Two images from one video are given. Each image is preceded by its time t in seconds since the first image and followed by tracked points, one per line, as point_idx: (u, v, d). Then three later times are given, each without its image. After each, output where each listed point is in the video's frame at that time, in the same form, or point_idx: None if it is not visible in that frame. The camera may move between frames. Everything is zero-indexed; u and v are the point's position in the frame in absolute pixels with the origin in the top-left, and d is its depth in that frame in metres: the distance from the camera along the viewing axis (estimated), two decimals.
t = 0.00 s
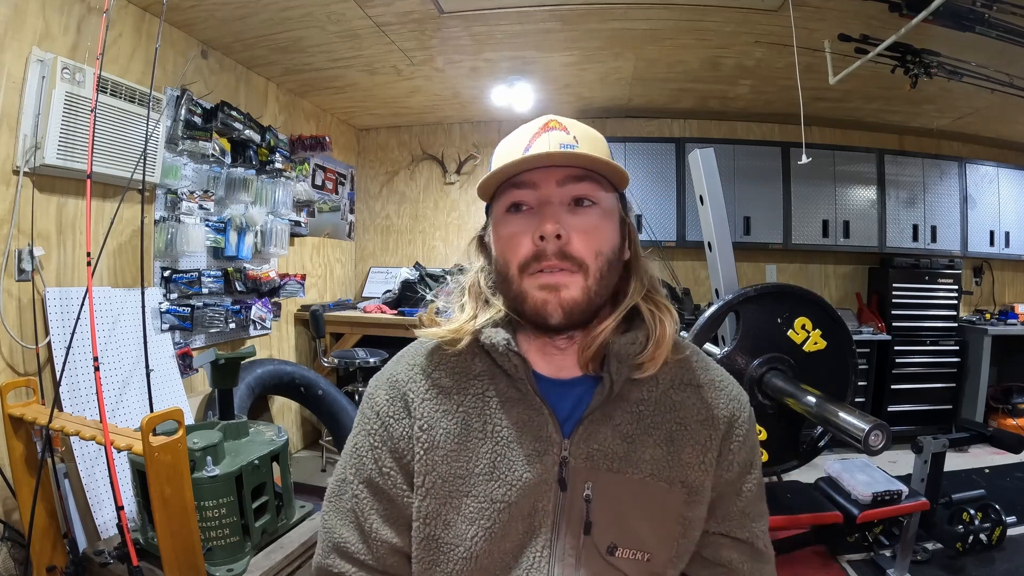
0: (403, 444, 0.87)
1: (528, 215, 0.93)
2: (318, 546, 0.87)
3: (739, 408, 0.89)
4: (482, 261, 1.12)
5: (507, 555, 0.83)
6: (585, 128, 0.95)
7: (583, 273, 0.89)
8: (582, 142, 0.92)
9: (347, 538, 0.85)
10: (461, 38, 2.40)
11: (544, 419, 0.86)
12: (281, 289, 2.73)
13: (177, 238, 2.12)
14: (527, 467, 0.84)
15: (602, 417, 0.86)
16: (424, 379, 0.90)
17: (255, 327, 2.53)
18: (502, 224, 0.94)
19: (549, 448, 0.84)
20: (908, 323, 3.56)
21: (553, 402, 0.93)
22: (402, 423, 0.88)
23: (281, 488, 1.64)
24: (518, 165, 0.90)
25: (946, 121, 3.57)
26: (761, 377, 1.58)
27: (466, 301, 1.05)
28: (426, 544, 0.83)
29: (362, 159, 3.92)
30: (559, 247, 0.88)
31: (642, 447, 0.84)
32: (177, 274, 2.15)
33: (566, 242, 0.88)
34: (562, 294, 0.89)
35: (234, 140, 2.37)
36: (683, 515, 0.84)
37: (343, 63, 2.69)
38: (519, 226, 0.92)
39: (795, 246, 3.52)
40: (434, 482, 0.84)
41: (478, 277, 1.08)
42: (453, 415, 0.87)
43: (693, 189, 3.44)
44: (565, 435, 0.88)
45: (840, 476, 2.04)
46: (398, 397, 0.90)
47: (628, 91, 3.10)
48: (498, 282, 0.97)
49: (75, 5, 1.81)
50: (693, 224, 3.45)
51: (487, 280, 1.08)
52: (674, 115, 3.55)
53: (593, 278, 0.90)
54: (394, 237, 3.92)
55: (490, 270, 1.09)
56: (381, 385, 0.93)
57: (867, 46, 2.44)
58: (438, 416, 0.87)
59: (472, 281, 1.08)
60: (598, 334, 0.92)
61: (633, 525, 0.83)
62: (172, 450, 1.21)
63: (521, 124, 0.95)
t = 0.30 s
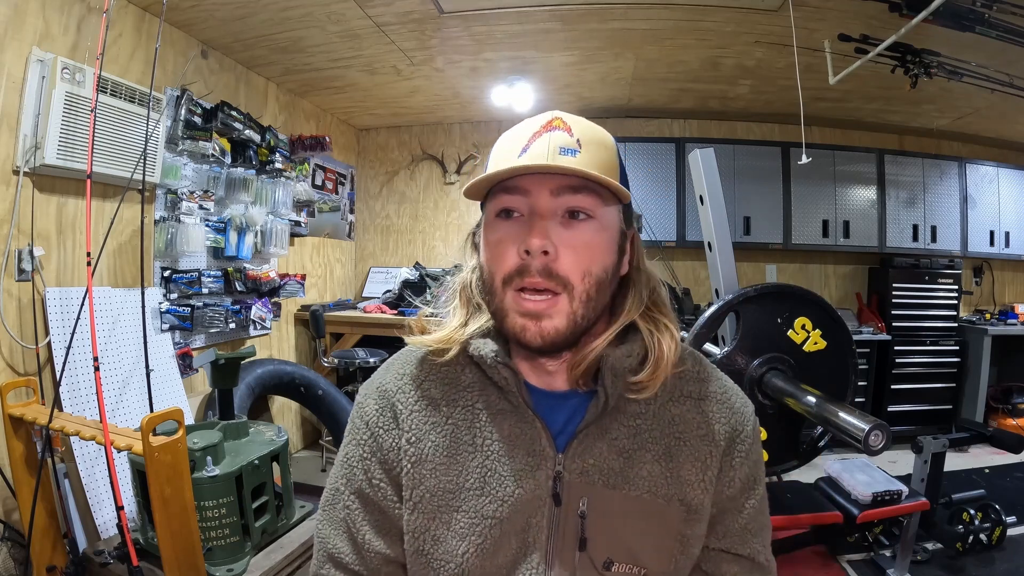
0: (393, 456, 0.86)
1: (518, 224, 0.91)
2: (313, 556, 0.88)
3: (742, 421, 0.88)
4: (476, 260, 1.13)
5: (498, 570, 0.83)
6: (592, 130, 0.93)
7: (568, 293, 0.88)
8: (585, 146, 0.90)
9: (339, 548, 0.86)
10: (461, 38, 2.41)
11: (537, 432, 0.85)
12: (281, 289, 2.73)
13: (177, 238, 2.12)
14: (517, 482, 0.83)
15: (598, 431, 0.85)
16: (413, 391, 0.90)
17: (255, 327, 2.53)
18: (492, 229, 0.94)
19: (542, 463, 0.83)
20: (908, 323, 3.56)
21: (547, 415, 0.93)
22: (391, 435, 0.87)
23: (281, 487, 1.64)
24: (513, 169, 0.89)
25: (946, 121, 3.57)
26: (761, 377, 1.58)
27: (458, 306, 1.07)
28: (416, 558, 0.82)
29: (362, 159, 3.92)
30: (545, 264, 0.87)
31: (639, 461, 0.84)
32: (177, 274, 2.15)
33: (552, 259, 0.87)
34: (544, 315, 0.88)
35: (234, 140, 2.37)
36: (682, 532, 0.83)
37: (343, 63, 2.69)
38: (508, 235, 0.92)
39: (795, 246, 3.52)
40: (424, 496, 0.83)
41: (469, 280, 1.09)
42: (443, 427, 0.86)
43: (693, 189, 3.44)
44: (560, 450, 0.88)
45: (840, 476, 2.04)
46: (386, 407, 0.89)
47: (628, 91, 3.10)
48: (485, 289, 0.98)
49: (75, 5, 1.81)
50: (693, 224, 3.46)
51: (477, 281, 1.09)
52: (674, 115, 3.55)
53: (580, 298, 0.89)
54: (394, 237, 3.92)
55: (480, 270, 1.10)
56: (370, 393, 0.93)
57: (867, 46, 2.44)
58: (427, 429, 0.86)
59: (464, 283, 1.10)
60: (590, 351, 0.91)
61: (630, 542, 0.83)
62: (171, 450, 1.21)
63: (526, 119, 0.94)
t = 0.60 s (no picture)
0: (388, 467, 0.86)
1: (519, 229, 0.91)
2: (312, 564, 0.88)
3: (749, 428, 0.88)
4: (471, 263, 1.13)
5: None
6: (594, 129, 0.93)
7: (572, 300, 0.88)
8: (588, 146, 0.90)
9: (338, 557, 0.86)
10: (461, 38, 2.40)
11: (536, 442, 0.84)
12: (281, 289, 2.73)
13: (177, 239, 2.12)
14: (517, 492, 0.82)
15: (600, 441, 0.85)
16: (408, 400, 0.89)
17: (255, 327, 2.53)
18: (491, 234, 0.93)
19: (542, 473, 0.83)
20: (908, 323, 3.56)
21: (547, 423, 0.93)
22: (387, 445, 0.87)
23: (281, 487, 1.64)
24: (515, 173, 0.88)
25: (946, 121, 3.57)
26: (761, 377, 1.58)
27: (454, 312, 1.07)
28: (415, 570, 0.82)
29: (362, 159, 3.92)
30: (548, 271, 0.87)
31: (642, 470, 0.84)
32: (177, 274, 2.15)
33: (556, 266, 0.87)
34: (548, 322, 0.88)
35: (234, 140, 2.37)
36: (685, 541, 0.83)
37: (343, 63, 2.69)
38: (508, 241, 0.91)
39: (795, 246, 3.52)
40: (421, 508, 0.83)
41: (465, 283, 1.10)
42: (439, 437, 0.86)
43: (693, 189, 3.44)
44: (561, 458, 0.88)
45: (840, 476, 2.04)
46: (382, 416, 0.89)
47: (628, 91, 3.10)
48: (483, 294, 0.98)
49: (75, 5, 1.81)
50: (693, 224, 3.46)
51: (473, 285, 1.09)
52: (674, 115, 3.55)
53: (585, 305, 0.89)
54: (394, 237, 3.92)
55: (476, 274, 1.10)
56: (365, 401, 0.93)
57: (867, 46, 2.44)
58: (423, 439, 0.86)
59: (460, 287, 1.10)
60: (592, 356, 0.91)
61: (633, 553, 0.82)
62: (171, 450, 1.21)
63: (527, 117, 0.94)
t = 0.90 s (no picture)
0: (392, 468, 0.86)
1: (514, 237, 0.91)
2: (314, 563, 0.89)
3: (748, 429, 0.88)
4: (470, 274, 1.13)
5: None
6: (577, 129, 0.92)
7: (577, 300, 0.88)
8: (571, 146, 0.89)
9: (341, 557, 0.86)
10: (461, 38, 2.41)
11: (541, 444, 0.85)
12: (281, 289, 2.73)
13: (177, 239, 2.12)
14: (522, 494, 0.82)
15: (606, 444, 0.85)
16: (413, 402, 0.89)
17: (255, 327, 2.53)
18: (485, 245, 0.93)
19: (547, 474, 0.83)
20: (908, 323, 3.56)
21: (552, 424, 0.92)
22: (391, 446, 0.87)
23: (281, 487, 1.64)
24: (502, 185, 0.88)
25: (946, 121, 3.57)
26: (761, 377, 1.58)
27: (457, 320, 1.07)
28: (418, 571, 0.82)
29: (362, 159, 3.92)
30: (548, 277, 0.87)
31: (647, 473, 0.84)
32: (177, 274, 2.15)
33: (556, 270, 0.87)
34: (553, 326, 0.88)
35: (234, 140, 2.37)
36: (687, 543, 0.83)
37: (343, 63, 2.69)
38: (504, 249, 0.92)
39: (795, 246, 3.52)
40: (425, 509, 0.82)
41: (466, 293, 1.09)
42: (443, 439, 0.86)
43: (693, 189, 3.44)
44: (565, 460, 0.87)
45: (840, 476, 2.04)
46: (386, 417, 0.89)
47: (628, 91, 3.10)
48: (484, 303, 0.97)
49: (75, 5, 1.81)
50: (693, 224, 3.46)
51: (475, 296, 1.09)
52: (674, 115, 3.55)
53: (589, 304, 0.89)
54: (394, 237, 3.92)
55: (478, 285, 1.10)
56: (369, 402, 0.93)
57: (867, 46, 2.44)
58: (427, 441, 0.86)
59: (461, 295, 1.10)
60: (602, 355, 0.92)
61: (634, 552, 0.82)
62: (172, 451, 1.21)
63: (508, 124, 0.94)
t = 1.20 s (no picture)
0: (393, 460, 0.86)
1: (535, 227, 0.91)
2: (313, 560, 0.88)
3: (743, 415, 0.88)
4: (474, 262, 1.13)
5: None
6: (603, 130, 0.92)
7: (593, 294, 0.90)
8: (598, 147, 0.90)
9: (340, 553, 0.85)
10: (461, 38, 2.40)
11: (542, 436, 0.85)
12: (281, 289, 2.73)
13: (177, 238, 2.12)
14: (522, 486, 0.82)
15: (604, 434, 0.85)
16: (414, 395, 0.90)
17: (255, 327, 2.53)
18: (503, 232, 0.92)
19: (547, 466, 0.83)
20: (908, 323, 3.56)
21: (552, 418, 0.93)
22: (392, 439, 0.87)
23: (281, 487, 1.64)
24: (530, 175, 0.87)
25: (946, 121, 3.57)
26: (761, 377, 1.58)
27: (460, 312, 1.07)
28: (418, 565, 0.81)
29: (362, 159, 3.92)
30: (569, 268, 0.88)
31: (644, 463, 0.84)
32: (177, 274, 2.15)
33: (578, 262, 0.88)
34: (569, 318, 0.89)
35: (234, 140, 2.37)
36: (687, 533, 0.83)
37: (343, 63, 2.69)
38: (523, 238, 0.91)
39: (795, 246, 3.52)
40: (426, 502, 0.82)
41: (470, 283, 1.10)
42: (445, 431, 0.86)
43: (693, 189, 3.44)
44: (564, 453, 0.87)
45: (840, 476, 2.04)
46: (387, 411, 0.90)
47: (628, 91, 3.10)
48: (493, 292, 0.97)
49: (75, 5, 1.81)
50: (693, 224, 3.45)
51: (480, 287, 1.10)
52: (674, 115, 3.55)
53: (603, 298, 0.91)
54: (393, 237, 3.92)
55: (483, 274, 1.11)
56: (370, 396, 0.93)
57: (867, 46, 2.44)
58: (428, 433, 0.86)
59: (465, 286, 1.10)
60: (603, 352, 0.92)
61: (634, 543, 0.82)
62: (172, 450, 1.21)
63: (535, 116, 0.92)
